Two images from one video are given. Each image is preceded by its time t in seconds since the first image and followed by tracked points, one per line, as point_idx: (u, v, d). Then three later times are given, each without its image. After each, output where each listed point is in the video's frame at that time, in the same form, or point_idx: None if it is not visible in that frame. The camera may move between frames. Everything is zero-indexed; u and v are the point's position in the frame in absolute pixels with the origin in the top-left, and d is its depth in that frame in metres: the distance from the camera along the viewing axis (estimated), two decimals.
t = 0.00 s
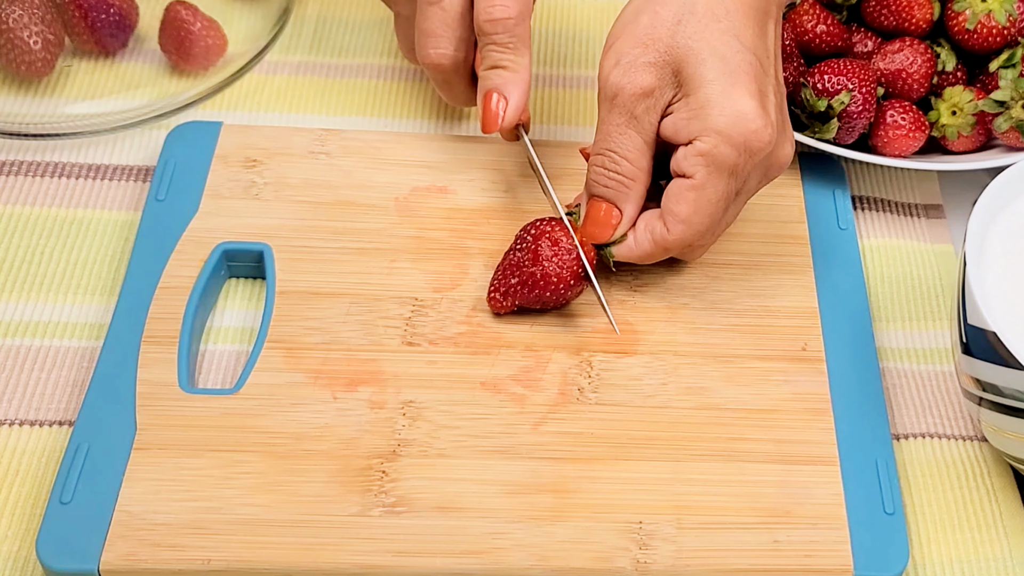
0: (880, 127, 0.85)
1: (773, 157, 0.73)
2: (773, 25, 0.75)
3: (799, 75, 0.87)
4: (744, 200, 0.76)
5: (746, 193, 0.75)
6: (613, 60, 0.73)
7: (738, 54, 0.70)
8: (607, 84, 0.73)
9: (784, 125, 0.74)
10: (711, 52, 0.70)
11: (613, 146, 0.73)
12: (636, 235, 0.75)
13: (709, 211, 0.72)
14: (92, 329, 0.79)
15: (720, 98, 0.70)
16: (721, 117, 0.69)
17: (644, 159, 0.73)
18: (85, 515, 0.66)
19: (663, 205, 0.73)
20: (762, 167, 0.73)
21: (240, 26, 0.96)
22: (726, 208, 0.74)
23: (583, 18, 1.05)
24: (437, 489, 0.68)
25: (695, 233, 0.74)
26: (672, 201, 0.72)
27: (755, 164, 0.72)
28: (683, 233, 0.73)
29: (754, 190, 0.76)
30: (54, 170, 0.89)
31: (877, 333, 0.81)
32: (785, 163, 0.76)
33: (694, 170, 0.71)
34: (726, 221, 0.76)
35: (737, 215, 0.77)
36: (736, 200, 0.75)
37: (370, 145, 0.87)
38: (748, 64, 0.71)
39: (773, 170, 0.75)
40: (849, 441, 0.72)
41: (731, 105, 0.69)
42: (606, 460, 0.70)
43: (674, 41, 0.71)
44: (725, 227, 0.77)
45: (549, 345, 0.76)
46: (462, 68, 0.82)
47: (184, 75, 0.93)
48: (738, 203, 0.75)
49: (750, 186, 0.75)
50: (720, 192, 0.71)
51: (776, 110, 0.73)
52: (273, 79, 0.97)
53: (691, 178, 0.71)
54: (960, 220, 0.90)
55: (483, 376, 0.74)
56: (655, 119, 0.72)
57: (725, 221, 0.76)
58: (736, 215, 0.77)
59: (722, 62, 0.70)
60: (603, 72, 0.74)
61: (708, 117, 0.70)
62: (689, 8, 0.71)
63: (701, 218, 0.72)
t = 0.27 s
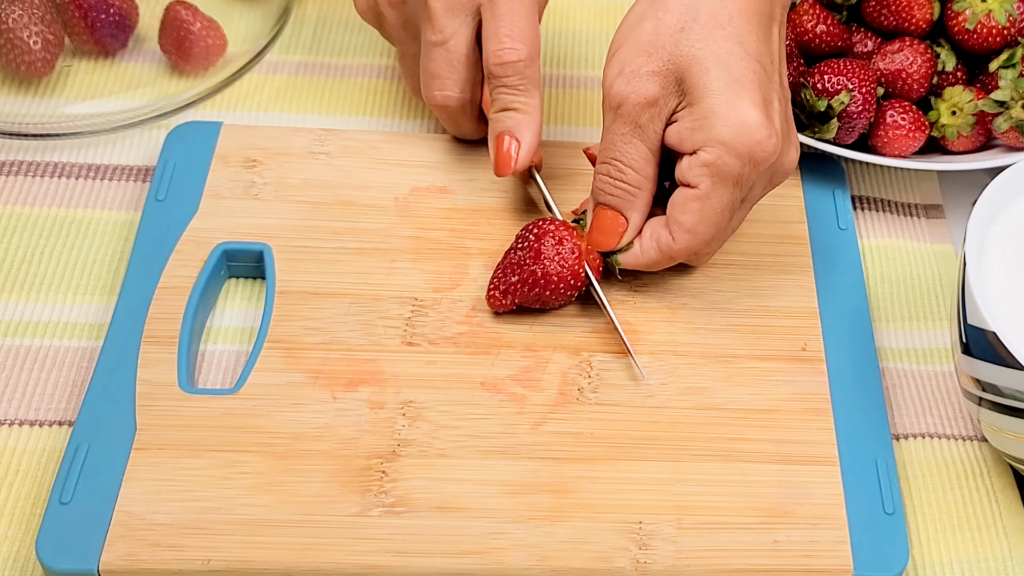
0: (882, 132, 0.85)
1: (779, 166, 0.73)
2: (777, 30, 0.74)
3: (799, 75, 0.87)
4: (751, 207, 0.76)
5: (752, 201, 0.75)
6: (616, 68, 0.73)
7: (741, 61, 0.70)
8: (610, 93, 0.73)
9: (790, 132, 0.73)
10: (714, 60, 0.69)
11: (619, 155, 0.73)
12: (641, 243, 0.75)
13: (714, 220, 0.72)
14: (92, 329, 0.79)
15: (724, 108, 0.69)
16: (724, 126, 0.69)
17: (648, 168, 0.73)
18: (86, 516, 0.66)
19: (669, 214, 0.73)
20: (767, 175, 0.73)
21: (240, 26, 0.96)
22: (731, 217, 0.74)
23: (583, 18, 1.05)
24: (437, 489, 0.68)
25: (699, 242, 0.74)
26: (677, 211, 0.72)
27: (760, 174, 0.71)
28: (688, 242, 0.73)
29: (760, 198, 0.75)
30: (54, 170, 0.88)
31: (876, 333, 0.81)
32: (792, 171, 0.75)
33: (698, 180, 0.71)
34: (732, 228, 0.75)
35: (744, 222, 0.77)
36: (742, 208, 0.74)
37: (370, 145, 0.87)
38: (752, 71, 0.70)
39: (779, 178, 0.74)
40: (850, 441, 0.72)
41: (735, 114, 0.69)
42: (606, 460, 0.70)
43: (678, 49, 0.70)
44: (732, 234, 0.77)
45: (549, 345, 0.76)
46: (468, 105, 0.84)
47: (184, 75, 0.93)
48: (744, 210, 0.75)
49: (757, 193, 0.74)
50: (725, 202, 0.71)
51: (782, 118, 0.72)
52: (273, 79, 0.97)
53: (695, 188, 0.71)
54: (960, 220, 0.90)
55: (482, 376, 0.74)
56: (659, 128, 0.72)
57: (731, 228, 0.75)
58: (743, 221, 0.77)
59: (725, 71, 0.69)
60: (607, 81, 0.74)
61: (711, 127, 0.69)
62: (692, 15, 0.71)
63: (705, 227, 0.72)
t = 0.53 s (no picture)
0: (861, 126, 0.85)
1: (827, 164, 0.70)
2: (811, 29, 0.72)
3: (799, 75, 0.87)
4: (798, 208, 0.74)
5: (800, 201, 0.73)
6: (648, 82, 0.70)
7: (780, 61, 0.67)
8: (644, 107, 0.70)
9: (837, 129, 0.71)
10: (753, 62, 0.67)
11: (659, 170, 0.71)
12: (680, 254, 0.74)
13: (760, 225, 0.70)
14: (92, 329, 0.79)
15: (767, 112, 0.66)
16: (769, 130, 0.66)
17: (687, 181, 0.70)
18: (86, 516, 0.66)
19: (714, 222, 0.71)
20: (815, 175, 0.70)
21: (240, 26, 0.96)
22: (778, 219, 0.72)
23: (583, 18, 1.05)
24: (438, 489, 0.68)
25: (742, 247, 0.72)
26: (725, 218, 0.70)
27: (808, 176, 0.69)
28: (735, 248, 0.72)
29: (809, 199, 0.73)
30: (54, 170, 0.89)
31: (876, 332, 0.81)
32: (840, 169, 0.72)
33: (744, 185, 0.69)
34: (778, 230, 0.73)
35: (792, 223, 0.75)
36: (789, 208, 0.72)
37: (370, 145, 0.87)
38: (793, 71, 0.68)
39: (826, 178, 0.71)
40: (850, 441, 0.72)
41: (780, 116, 0.66)
42: (606, 460, 0.70)
43: (711, 57, 0.68)
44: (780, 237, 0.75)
45: (549, 345, 0.76)
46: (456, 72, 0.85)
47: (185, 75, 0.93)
48: (791, 210, 0.73)
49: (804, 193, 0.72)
50: (772, 207, 0.69)
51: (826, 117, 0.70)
52: (273, 79, 0.97)
53: (743, 194, 0.69)
54: (960, 220, 0.90)
55: (483, 376, 0.74)
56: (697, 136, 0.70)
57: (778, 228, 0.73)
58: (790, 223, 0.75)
59: (765, 74, 0.67)
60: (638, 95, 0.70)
61: (755, 133, 0.67)
62: (724, 21, 0.68)
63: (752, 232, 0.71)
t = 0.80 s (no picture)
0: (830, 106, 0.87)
1: (838, 134, 0.61)
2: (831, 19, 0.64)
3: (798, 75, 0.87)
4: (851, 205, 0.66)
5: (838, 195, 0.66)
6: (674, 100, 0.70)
7: (765, 46, 0.62)
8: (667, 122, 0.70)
9: (856, 97, 0.62)
10: (733, 53, 0.63)
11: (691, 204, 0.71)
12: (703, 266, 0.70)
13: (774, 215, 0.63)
14: (92, 329, 0.79)
15: (748, 95, 0.61)
16: (750, 112, 0.61)
17: (711, 226, 0.71)
18: (86, 516, 0.66)
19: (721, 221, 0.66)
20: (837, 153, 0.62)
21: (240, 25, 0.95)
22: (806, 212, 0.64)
23: (583, 18, 1.05)
24: (438, 489, 0.68)
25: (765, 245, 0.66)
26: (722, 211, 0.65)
27: (817, 153, 0.61)
28: (732, 237, 0.65)
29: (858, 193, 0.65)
30: (53, 170, 0.89)
31: (876, 332, 0.81)
32: (886, 147, 0.63)
33: (734, 170, 0.63)
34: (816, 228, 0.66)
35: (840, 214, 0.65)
36: (818, 196, 0.64)
37: (371, 145, 0.87)
38: (780, 56, 0.62)
39: (848, 153, 0.62)
40: (850, 441, 0.72)
41: (760, 95, 0.61)
42: (606, 460, 0.70)
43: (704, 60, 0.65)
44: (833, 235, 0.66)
45: (549, 345, 0.76)
46: None
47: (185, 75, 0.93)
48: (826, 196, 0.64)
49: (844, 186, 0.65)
50: (757, 191, 0.62)
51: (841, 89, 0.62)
52: (273, 79, 0.97)
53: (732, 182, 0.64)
54: (959, 220, 0.90)
55: (483, 376, 0.74)
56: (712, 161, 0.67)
57: (812, 222, 0.66)
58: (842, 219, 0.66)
59: (752, 65, 0.62)
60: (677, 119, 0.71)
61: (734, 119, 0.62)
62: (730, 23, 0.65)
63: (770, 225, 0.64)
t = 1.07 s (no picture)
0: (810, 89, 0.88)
1: (790, 128, 0.60)
2: None
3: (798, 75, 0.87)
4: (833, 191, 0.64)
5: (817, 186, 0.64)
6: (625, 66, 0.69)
7: (720, 43, 0.61)
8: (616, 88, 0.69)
9: (811, 86, 0.60)
10: (687, 53, 0.62)
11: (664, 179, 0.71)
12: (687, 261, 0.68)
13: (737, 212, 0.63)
14: (92, 329, 0.79)
15: (702, 93, 0.61)
16: (698, 115, 0.60)
17: (649, 173, 0.69)
18: (86, 516, 0.66)
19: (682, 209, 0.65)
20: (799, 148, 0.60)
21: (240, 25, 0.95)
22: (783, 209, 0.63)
23: (583, 17, 1.05)
24: (438, 489, 0.68)
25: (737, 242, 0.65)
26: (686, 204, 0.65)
27: (771, 150, 0.60)
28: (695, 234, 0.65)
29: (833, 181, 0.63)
30: (53, 170, 0.89)
31: (876, 333, 0.81)
32: (852, 128, 0.62)
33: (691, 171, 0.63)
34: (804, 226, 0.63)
35: (826, 207, 0.62)
36: (792, 196, 0.62)
37: (371, 146, 0.87)
38: (740, 50, 0.61)
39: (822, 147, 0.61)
40: (850, 442, 0.72)
41: (709, 97, 0.60)
42: (606, 460, 0.70)
43: (662, 43, 0.64)
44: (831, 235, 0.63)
45: (549, 345, 0.76)
46: None
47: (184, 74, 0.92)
48: (801, 193, 0.62)
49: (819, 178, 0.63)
50: (711, 190, 0.62)
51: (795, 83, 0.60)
52: (272, 79, 0.97)
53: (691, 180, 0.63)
54: (959, 220, 0.90)
55: (483, 376, 0.74)
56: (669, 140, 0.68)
57: (796, 223, 0.63)
58: (832, 212, 0.63)
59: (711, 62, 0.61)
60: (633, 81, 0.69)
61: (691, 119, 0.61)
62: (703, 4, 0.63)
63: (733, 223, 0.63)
